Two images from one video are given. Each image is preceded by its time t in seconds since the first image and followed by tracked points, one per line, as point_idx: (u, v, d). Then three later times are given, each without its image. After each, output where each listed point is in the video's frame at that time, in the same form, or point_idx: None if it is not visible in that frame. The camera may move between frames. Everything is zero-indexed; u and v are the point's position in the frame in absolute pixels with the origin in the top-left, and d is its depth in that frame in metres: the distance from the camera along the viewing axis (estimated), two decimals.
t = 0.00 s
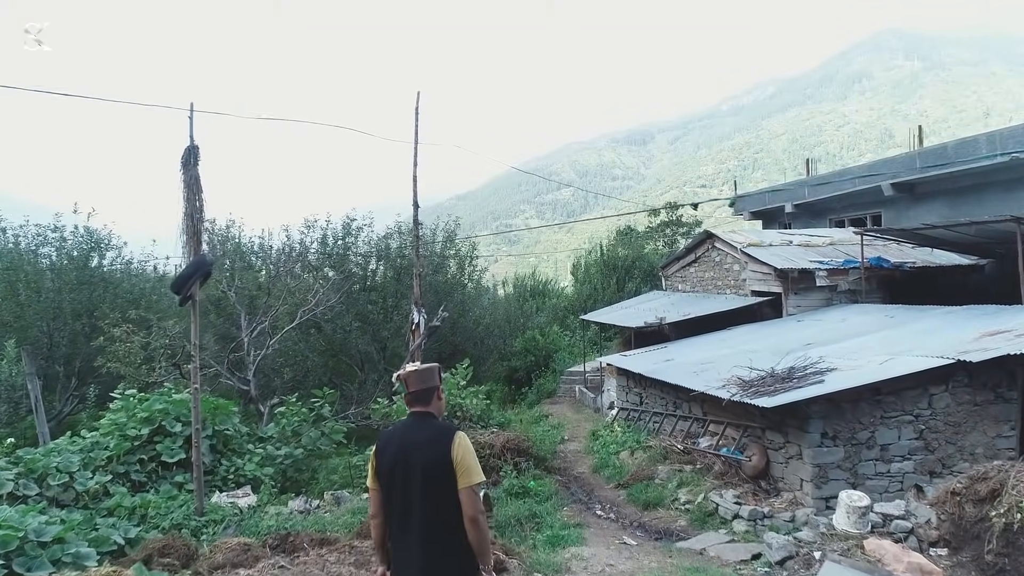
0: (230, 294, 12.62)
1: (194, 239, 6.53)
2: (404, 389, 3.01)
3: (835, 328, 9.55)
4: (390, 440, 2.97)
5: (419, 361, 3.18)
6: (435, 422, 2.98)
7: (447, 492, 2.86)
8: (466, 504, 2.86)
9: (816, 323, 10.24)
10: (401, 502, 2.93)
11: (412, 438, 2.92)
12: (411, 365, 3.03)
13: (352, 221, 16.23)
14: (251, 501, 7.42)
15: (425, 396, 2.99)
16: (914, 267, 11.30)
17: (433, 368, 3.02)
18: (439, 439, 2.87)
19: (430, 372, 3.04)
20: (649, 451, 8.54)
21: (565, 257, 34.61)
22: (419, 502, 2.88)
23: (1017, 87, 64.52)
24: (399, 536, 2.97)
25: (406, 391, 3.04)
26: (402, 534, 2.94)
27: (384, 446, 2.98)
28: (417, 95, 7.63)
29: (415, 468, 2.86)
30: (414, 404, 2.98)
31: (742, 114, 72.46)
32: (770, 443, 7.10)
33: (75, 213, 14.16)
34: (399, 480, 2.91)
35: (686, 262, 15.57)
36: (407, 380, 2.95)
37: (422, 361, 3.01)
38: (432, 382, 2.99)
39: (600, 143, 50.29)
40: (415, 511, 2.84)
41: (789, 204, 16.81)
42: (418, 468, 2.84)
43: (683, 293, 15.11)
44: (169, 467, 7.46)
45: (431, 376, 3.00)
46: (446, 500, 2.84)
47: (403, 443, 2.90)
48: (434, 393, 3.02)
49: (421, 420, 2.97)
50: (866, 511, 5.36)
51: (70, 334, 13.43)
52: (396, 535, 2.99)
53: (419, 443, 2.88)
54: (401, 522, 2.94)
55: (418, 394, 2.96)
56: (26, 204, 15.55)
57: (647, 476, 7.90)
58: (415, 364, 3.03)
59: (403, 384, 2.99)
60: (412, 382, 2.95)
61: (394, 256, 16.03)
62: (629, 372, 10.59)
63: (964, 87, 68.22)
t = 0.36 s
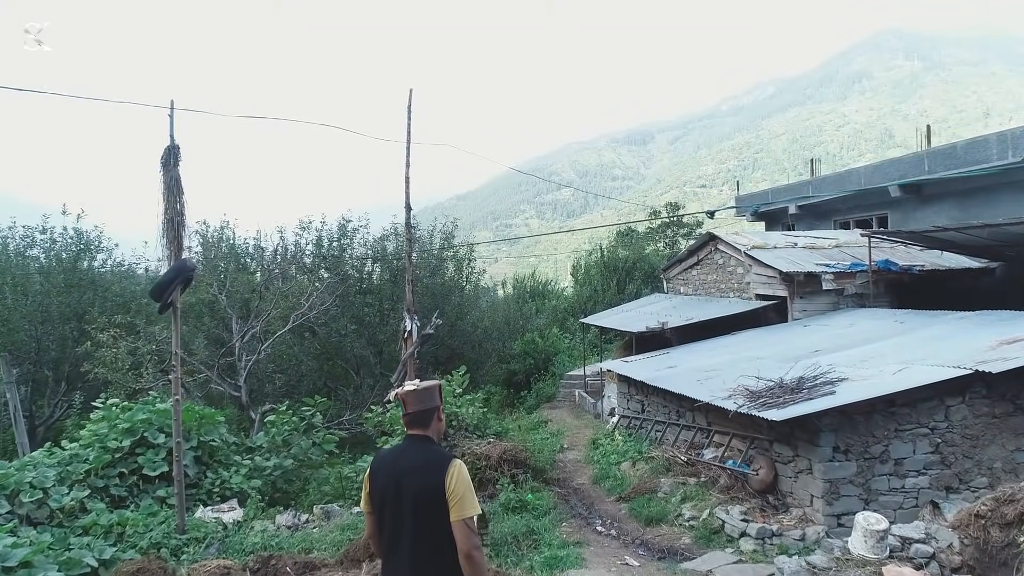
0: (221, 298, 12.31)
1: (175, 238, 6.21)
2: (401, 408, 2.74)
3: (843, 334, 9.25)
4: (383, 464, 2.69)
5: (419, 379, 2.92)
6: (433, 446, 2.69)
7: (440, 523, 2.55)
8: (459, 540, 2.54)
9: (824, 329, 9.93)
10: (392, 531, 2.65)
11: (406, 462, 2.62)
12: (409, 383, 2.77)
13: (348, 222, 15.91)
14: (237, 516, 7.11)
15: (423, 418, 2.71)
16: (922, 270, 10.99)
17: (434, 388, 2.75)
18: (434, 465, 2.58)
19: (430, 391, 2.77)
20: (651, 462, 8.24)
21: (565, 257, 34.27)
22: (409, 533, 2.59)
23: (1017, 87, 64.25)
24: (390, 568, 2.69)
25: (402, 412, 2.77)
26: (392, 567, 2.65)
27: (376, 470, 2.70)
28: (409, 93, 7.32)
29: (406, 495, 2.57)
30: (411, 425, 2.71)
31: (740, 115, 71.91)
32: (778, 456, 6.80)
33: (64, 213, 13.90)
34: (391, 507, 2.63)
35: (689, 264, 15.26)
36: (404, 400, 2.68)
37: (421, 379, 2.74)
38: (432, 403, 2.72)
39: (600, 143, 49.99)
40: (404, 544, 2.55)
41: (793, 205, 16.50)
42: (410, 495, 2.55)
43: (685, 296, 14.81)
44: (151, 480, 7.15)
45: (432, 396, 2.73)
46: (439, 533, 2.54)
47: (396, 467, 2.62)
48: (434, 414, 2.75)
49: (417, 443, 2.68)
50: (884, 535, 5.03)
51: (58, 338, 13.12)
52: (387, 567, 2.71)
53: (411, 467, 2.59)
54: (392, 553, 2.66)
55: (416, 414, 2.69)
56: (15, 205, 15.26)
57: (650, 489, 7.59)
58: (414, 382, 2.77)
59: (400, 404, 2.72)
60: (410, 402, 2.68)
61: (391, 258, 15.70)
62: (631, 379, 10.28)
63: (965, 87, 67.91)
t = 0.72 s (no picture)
0: (212, 302, 12.02)
1: (155, 245, 5.87)
2: (413, 441, 2.46)
3: (851, 340, 8.95)
4: (387, 498, 2.38)
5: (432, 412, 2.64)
6: (445, 483, 2.39)
7: None
8: None
9: (831, 335, 9.63)
10: None
11: (414, 499, 2.33)
12: (423, 414, 2.50)
13: (343, 224, 15.57)
14: (222, 531, 6.81)
15: (438, 454, 2.42)
16: (931, 274, 10.70)
17: (450, 421, 2.48)
18: (446, 505, 2.28)
19: (445, 425, 2.49)
20: (654, 474, 7.94)
21: (565, 258, 33.96)
22: None
23: (1019, 86, 63.93)
24: None
25: (413, 445, 2.48)
26: None
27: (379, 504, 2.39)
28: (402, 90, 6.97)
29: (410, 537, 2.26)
30: (421, 460, 2.41)
31: (741, 114, 71.59)
32: (787, 470, 6.51)
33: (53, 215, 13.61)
34: (390, 549, 2.32)
35: (691, 267, 14.96)
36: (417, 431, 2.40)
37: (436, 410, 2.47)
38: (448, 438, 2.43)
39: (600, 143, 49.70)
40: None
41: (797, 207, 16.22)
42: (415, 538, 2.24)
43: (687, 299, 14.50)
44: (132, 495, 6.85)
45: (448, 430, 2.45)
46: None
47: (401, 504, 2.32)
48: (448, 450, 2.46)
49: (428, 479, 2.38)
50: (905, 562, 4.79)
51: (45, 343, 12.78)
52: None
53: (418, 505, 2.29)
54: None
55: (430, 449, 2.40)
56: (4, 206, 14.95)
57: (652, 503, 7.30)
58: (429, 414, 2.50)
59: (412, 436, 2.44)
60: (422, 435, 2.40)
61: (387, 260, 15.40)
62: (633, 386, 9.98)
63: (966, 86, 67.57)
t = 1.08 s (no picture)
0: (203, 306, 11.70)
1: (132, 253, 5.56)
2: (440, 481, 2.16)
3: (861, 347, 8.66)
4: (407, 536, 2.12)
5: (462, 444, 2.33)
6: (472, 527, 2.12)
7: None
8: None
9: (839, 341, 9.33)
10: None
11: (439, 542, 2.05)
12: (453, 451, 2.19)
13: (339, 225, 15.11)
14: (207, 548, 6.52)
15: (466, 496, 2.14)
16: (941, 278, 10.42)
17: (482, 463, 2.17)
18: (477, 554, 2.02)
19: (477, 465, 2.18)
20: (657, 487, 7.65)
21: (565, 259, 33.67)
22: None
23: (1020, 86, 63.63)
24: None
25: (437, 479, 2.19)
26: None
27: (397, 542, 2.12)
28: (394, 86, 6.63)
29: None
30: (447, 499, 2.14)
31: (741, 114, 71.30)
32: (797, 485, 6.22)
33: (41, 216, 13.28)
34: None
35: (694, 269, 14.67)
36: (445, 474, 2.10)
37: (469, 451, 2.16)
38: (477, 482, 2.13)
39: (600, 143, 49.40)
40: None
41: (801, 207, 15.94)
42: None
43: (689, 303, 14.21)
44: (112, 510, 6.54)
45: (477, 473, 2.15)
46: None
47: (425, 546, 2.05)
48: (475, 490, 2.17)
49: (455, 517, 2.12)
50: None
51: (32, 347, 12.47)
52: None
53: (445, 549, 2.02)
54: None
55: (458, 493, 2.11)
56: None
57: (655, 518, 7.00)
58: (459, 452, 2.18)
59: (438, 474, 2.13)
60: (451, 477, 2.09)
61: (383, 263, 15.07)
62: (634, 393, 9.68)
63: (968, 86, 67.24)
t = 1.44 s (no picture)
0: (192, 310, 11.38)
1: (109, 256, 5.27)
2: (448, 507, 2.21)
3: (870, 354, 8.37)
4: (413, 567, 2.07)
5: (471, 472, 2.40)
6: (482, 554, 2.12)
7: None
8: None
9: (848, 347, 9.02)
10: None
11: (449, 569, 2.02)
12: (459, 478, 2.26)
13: (334, 227, 14.76)
14: (190, 566, 6.21)
15: (476, 522, 2.19)
16: (951, 282, 10.14)
17: (489, 489, 2.22)
18: None
19: (485, 492, 2.25)
20: (660, 501, 7.35)
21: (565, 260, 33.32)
22: None
23: (1021, 86, 63.32)
24: None
25: (443, 512, 2.21)
26: None
27: None
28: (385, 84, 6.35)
29: None
30: (455, 526, 2.17)
31: (741, 114, 71.06)
32: (808, 502, 5.94)
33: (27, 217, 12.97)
34: None
35: (697, 272, 14.40)
36: (454, 501, 2.16)
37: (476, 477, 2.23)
38: (485, 509, 2.19)
39: (599, 143, 49.11)
40: None
41: (805, 209, 15.67)
42: None
43: (691, 306, 13.93)
44: (91, 528, 6.23)
45: (486, 499, 2.20)
46: None
47: None
48: (484, 519, 2.20)
49: (463, 544, 2.14)
50: None
51: (18, 352, 12.13)
52: None
53: None
54: None
55: (467, 520, 2.16)
56: None
57: (659, 534, 6.70)
58: (466, 478, 2.25)
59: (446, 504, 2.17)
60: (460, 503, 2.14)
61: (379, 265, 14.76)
62: (637, 402, 9.40)
63: (969, 86, 66.91)
